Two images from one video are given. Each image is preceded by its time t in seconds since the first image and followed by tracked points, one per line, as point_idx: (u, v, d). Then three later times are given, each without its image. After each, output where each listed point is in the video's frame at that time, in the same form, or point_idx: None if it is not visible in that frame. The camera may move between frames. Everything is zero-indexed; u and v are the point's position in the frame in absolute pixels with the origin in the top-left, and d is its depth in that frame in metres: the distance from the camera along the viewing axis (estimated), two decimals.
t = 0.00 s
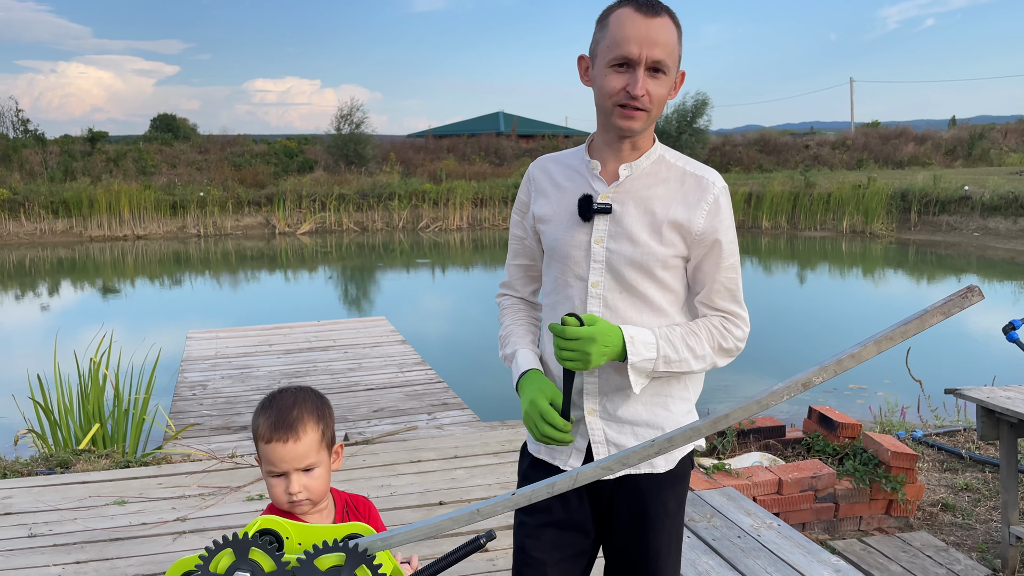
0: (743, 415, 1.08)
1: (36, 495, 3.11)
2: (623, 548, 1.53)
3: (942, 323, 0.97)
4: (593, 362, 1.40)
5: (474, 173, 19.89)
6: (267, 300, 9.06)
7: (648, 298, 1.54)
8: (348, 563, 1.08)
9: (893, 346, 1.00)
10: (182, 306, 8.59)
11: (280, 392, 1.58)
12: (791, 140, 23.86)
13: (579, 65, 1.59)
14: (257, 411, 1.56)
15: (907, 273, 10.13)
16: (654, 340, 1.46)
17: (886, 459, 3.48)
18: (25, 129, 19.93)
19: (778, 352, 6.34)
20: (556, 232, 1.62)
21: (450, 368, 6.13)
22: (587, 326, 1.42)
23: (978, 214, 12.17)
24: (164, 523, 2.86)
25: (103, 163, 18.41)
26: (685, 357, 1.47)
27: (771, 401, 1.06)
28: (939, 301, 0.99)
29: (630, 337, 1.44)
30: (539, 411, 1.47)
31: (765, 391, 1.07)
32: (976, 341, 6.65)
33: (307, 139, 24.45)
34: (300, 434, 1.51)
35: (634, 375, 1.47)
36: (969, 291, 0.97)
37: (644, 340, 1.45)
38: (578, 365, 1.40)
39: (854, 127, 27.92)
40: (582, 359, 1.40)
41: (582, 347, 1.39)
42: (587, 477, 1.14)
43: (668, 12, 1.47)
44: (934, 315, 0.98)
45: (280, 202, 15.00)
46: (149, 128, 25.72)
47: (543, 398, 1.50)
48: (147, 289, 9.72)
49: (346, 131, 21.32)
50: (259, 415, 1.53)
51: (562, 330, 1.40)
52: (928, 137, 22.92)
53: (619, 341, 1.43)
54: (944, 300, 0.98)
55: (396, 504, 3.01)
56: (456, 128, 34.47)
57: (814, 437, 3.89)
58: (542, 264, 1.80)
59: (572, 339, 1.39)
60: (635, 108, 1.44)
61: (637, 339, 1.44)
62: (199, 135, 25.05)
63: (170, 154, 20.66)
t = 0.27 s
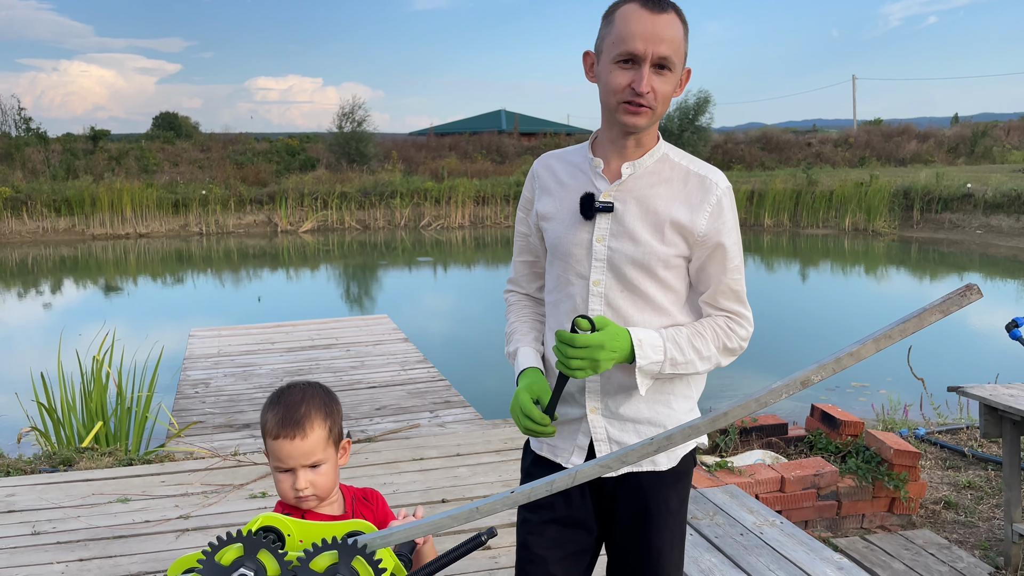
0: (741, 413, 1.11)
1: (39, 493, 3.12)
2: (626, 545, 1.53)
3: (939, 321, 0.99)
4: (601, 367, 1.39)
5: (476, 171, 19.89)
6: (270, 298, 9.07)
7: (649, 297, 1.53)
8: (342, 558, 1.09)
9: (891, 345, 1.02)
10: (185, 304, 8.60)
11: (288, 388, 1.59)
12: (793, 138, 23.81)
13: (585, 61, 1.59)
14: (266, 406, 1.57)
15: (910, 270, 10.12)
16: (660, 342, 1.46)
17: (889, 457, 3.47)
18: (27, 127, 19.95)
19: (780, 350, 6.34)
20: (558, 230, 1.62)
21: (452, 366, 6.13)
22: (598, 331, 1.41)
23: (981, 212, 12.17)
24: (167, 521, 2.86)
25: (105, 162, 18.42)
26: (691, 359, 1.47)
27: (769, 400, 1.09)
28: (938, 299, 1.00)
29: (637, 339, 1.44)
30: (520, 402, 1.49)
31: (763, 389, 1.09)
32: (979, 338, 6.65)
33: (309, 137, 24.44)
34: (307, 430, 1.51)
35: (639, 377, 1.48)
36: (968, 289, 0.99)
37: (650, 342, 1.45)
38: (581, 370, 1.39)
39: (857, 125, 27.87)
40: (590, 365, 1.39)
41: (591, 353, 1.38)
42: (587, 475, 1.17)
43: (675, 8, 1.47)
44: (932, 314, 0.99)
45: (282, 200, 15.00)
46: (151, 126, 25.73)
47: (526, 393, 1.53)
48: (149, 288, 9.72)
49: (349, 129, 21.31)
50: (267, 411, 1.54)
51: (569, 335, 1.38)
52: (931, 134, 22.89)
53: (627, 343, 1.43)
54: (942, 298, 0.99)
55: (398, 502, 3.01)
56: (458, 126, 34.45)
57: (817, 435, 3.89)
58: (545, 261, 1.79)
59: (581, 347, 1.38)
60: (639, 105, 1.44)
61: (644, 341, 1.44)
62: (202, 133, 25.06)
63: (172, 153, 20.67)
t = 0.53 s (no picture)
0: (739, 412, 1.12)
1: (42, 490, 3.13)
2: (625, 545, 1.53)
3: (937, 320, 0.99)
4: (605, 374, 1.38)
5: (477, 169, 19.88)
6: (272, 296, 9.09)
7: (648, 295, 1.53)
8: (334, 554, 1.09)
9: (889, 345, 1.02)
10: (187, 302, 8.62)
11: (303, 381, 1.62)
12: (795, 135, 23.80)
13: (582, 59, 1.59)
14: (280, 399, 1.59)
15: (912, 268, 10.11)
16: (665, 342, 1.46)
17: (891, 454, 3.46)
18: (29, 126, 19.96)
19: (782, 348, 6.34)
20: (558, 227, 1.62)
21: (454, 364, 6.14)
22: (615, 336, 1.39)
23: (983, 210, 12.17)
24: (169, 519, 2.87)
25: (107, 160, 18.42)
26: (696, 360, 1.47)
27: (766, 399, 1.09)
28: (936, 298, 1.00)
29: (648, 344, 1.43)
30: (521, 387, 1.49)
31: (759, 389, 1.10)
32: (982, 336, 6.64)
33: (311, 135, 24.44)
34: (323, 425, 1.55)
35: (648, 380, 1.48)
36: (966, 288, 0.99)
37: (662, 350, 1.44)
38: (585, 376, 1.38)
39: (858, 122, 27.84)
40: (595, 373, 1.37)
41: (599, 365, 1.36)
42: (585, 474, 1.17)
43: (671, 4, 1.46)
44: (930, 313, 0.99)
45: (284, 198, 15.00)
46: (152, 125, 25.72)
47: (524, 374, 1.53)
48: (151, 286, 9.74)
49: (350, 127, 21.32)
50: (282, 405, 1.57)
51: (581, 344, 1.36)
52: (933, 132, 22.86)
53: (636, 346, 1.42)
54: (939, 298, 0.99)
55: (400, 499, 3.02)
56: (459, 124, 34.44)
57: (819, 433, 3.89)
58: (546, 257, 1.79)
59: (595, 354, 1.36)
60: (637, 103, 1.44)
61: (657, 348, 1.43)
62: (203, 131, 25.06)
63: (174, 151, 20.68)
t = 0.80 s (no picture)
0: (735, 410, 1.12)
1: (44, 488, 3.13)
2: (625, 543, 1.53)
3: (934, 318, 0.98)
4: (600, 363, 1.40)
5: (478, 167, 19.86)
6: (273, 295, 9.09)
7: (649, 292, 1.53)
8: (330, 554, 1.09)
9: (886, 342, 1.02)
10: (188, 300, 8.63)
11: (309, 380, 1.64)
12: (796, 134, 23.78)
13: (577, 59, 1.58)
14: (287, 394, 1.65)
15: (913, 266, 10.11)
16: (664, 336, 1.46)
17: (892, 452, 3.46)
18: (30, 124, 19.97)
19: (783, 346, 6.34)
20: (559, 225, 1.61)
21: (455, 361, 6.14)
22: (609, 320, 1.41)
23: (985, 207, 12.16)
24: (170, 516, 2.87)
25: (108, 159, 18.43)
26: (697, 353, 1.47)
27: (762, 397, 1.09)
28: (931, 296, 1.00)
29: (644, 334, 1.44)
30: (528, 385, 1.51)
31: (756, 387, 1.10)
32: (983, 333, 6.64)
33: (312, 133, 24.43)
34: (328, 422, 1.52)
35: (647, 373, 1.48)
36: (962, 286, 0.98)
37: (659, 339, 1.44)
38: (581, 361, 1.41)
39: (860, 120, 27.81)
40: (589, 358, 1.40)
41: (592, 346, 1.39)
42: (580, 473, 1.16)
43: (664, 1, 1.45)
44: (926, 312, 0.99)
45: (285, 197, 15.01)
46: (154, 123, 25.73)
47: (531, 374, 1.54)
48: (153, 284, 9.75)
49: (351, 125, 21.32)
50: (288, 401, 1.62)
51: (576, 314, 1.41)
52: (935, 130, 22.82)
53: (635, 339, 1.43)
54: (935, 296, 0.99)
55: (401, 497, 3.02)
56: (460, 122, 34.43)
57: (820, 431, 3.89)
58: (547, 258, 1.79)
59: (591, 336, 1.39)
60: (632, 102, 1.44)
61: (652, 337, 1.44)
62: (204, 130, 25.06)
63: (175, 149, 20.68)
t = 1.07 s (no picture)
0: (733, 408, 1.13)
1: (47, 485, 3.15)
2: (626, 540, 1.54)
3: (930, 318, 1.00)
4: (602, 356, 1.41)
5: (480, 165, 19.86)
6: (275, 292, 9.09)
7: (650, 290, 1.54)
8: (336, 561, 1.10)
9: (882, 342, 1.03)
10: (191, 298, 8.63)
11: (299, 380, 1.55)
12: (798, 131, 23.76)
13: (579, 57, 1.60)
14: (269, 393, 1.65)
15: (914, 264, 10.11)
16: (667, 332, 1.47)
17: (894, 450, 3.46)
18: (32, 122, 19.98)
19: (784, 343, 6.35)
20: (562, 223, 1.63)
21: (457, 359, 6.16)
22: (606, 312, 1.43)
23: (986, 205, 12.15)
24: (174, 513, 2.89)
25: (110, 156, 18.44)
26: (699, 351, 1.48)
27: (760, 395, 1.10)
28: (928, 296, 1.02)
29: (644, 330, 1.45)
30: (529, 381, 1.52)
31: (754, 385, 1.11)
32: (984, 331, 6.64)
33: (313, 131, 24.43)
34: (316, 426, 1.52)
35: (648, 368, 1.49)
36: (958, 287, 1.00)
37: (659, 334, 1.46)
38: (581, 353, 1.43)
39: (862, 118, 27.78)
40: (588, 349, 1.42)
41: (590, 335, 1.40)
42: (578, 471, 1.16)
43: None
44: (922, 311, 1.00)
45: (287, 194, 15.03)
46: (156, 120, 25.73)
47: (532, 371, 1.55)
48: (156, 282, 9.77)
49: (353, 123, 21.32)
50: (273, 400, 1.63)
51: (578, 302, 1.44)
52: (936, 128, 22.80)
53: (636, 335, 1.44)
54: (932, 295, 1.01)
55: (404, 494, 3.04)
56: (462, 120, 34.42)
57: (821, 429, 3.89)
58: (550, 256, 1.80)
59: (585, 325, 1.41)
60: (613, 105, 1.44)
61: (652, 333, 1.45)
62: (206, 127, 25.07)
63: (177, 147, 20.68)
